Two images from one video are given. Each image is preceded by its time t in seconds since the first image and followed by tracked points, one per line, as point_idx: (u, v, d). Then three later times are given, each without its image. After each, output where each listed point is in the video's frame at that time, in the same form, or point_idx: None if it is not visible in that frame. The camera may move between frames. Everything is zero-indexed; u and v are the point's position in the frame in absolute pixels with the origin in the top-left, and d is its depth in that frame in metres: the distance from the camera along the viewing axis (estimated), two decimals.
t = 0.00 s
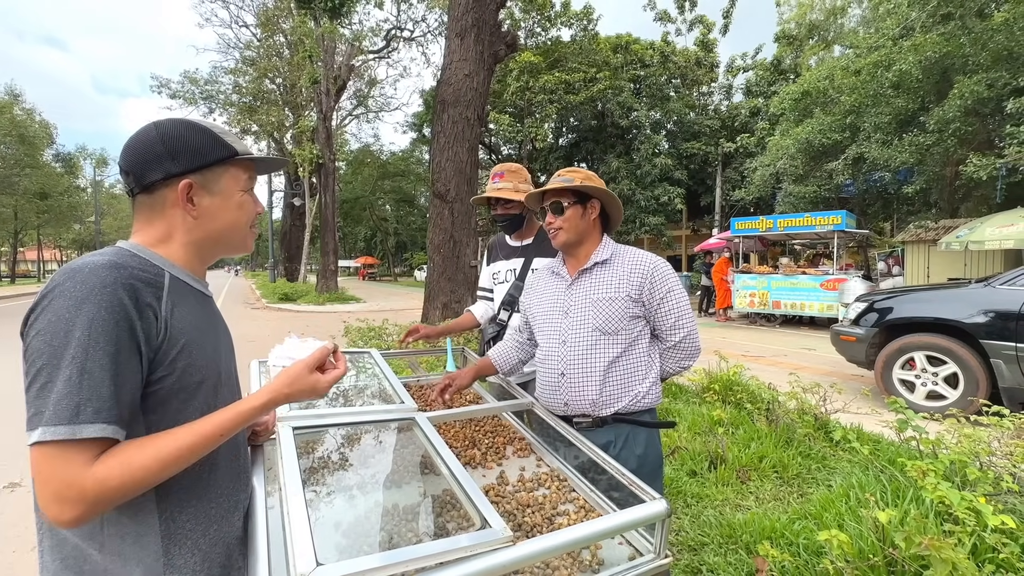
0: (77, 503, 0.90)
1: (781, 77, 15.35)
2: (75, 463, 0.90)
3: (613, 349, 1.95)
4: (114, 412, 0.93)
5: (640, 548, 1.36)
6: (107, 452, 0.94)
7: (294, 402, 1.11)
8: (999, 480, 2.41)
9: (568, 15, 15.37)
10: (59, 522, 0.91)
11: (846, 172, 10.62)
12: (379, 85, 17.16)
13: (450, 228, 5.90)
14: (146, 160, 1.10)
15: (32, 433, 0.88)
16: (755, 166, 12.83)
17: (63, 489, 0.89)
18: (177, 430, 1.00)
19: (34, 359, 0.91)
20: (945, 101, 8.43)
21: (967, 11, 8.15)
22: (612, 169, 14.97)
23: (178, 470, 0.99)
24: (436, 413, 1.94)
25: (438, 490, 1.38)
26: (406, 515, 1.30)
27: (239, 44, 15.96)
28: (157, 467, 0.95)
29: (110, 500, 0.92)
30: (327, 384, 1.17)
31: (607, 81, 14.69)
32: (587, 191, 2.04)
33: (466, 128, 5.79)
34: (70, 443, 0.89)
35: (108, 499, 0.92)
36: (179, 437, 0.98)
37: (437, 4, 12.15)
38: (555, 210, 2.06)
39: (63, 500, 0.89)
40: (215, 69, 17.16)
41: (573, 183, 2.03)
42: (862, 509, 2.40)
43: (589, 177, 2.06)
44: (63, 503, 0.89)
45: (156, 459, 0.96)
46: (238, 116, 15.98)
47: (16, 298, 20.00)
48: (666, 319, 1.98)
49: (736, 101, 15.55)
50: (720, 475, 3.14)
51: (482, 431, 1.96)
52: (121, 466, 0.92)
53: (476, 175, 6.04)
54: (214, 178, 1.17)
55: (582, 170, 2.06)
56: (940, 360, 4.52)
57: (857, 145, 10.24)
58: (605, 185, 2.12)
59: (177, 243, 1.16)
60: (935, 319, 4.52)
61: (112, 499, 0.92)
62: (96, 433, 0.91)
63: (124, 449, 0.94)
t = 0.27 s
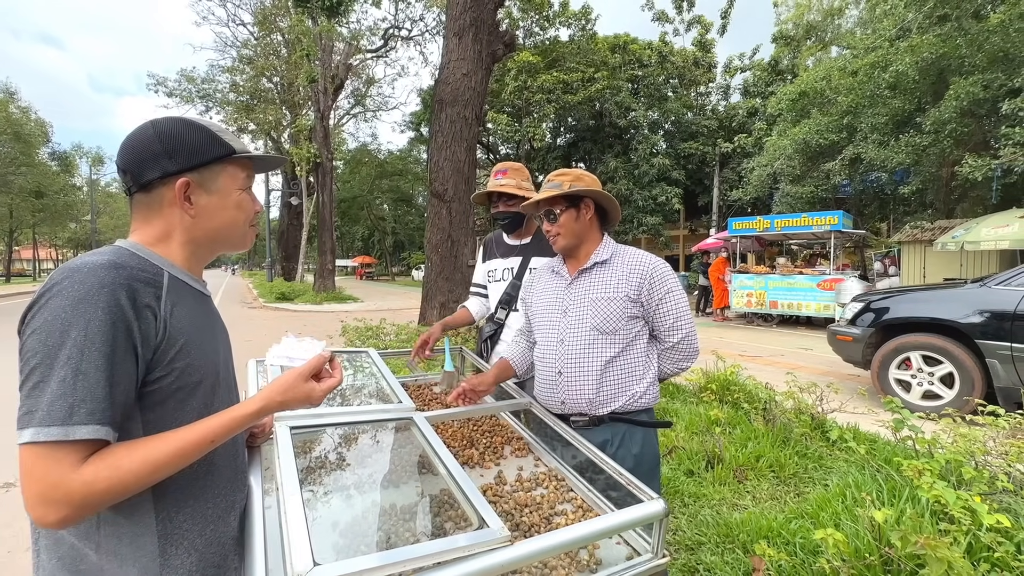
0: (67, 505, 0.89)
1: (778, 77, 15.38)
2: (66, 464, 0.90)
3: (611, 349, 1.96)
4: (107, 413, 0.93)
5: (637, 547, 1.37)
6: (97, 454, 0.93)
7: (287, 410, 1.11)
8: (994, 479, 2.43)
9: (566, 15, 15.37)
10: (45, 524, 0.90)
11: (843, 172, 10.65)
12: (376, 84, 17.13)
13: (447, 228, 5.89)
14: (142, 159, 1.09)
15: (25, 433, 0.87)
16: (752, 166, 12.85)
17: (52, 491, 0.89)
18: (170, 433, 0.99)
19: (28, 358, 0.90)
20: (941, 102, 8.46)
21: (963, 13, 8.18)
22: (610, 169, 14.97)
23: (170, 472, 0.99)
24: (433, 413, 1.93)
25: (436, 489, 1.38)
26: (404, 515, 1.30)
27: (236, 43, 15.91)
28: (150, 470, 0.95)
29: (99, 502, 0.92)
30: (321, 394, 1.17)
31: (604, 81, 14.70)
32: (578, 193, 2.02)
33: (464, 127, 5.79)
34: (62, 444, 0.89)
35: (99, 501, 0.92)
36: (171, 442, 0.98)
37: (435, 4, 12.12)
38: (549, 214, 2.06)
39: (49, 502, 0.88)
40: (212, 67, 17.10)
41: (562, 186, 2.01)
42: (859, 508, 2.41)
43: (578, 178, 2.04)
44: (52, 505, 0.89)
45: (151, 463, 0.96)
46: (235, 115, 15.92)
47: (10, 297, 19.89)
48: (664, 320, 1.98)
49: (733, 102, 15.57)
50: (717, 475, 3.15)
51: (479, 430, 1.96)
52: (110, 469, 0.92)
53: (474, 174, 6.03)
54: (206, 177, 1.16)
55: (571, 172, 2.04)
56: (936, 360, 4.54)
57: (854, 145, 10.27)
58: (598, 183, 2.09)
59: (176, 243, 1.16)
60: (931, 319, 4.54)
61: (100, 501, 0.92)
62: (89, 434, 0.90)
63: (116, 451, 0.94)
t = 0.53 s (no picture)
0: (61, 502, 0.89)
1: (775, 77, 15.41)
2: (62, 461, 0.89)
3: (611, 349, 1.96)
4: (103, 410, 0.92)
5: (634, 546, 1.37)
6: (92, 451, 0.93)
7: (284, 410, 1.11)
8: (988, 478, 2.44)
9: (564, 15, 15.37)
10: (38, 522, 0.90)
11: (839, 173, 10.68)
12: (374, 82, 17.09)
13: (445, 227, 5.88)
14: (140, 157, 1.09)
15: (20, 428, 0.87)
16: (749, 166, 12.87)
17: (46, 488, 0.88)
18: (165, 431, 0.99)
19: (25, 353, 0.90)
20: (937, 103, 8.50)
21: (960, 14, 8.22)
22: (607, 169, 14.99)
23: (166, 469, 0.99)
24: (431, 412, 1.93)
25: (433, 488, 1.39)
26: (401, 514, 1.30)
27: (233, 40, 15.85)
28: (146, 468, 0.95)
29: (93, 499, 0.91)
30: (318, 394, 1.17)
31: (602, 81, 14.72)
32: (572, 196, 2.01)
33: (462, 126, 5.78)
34: (58, 440, 0.89)
35: (94, 499, 0.91)
36: (168, 441, 0.98)
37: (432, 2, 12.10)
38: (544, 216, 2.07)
39: (41, 498, 0.88)
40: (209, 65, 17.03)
41: (556, 189, 2.01)
42: (854, 507, 2.42)
43: (571, 179, 2.02)
44: (46, 502, 0.89)
45: (147, 461, 0.95)
46: (231, 113, 15.86)
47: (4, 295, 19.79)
48: (664, 320, 1.99)
49: (731, 102, 15.61)
50: (713, 474, 3.16)
51: (477, 429, 1.96)
52: (103, 466, 0.91)
53: (472, 173, 6.03)
54: (203, 177, 1.15)
55: (564, 174, 2.03)
56: (931, 360, 4.57)
57: (850, 146, 10.30)
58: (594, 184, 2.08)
59: (173, 240, 1.16)
60: (926, 319, 4.56)
61: (94, 498, 0.91)
62: (85, 430, 0.90)
63: (110, 449, 0.94)
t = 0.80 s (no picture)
0: (55, 497, 0.88)
1: (773, 77, 15.44)
2: (55, 456, 0.88)
3: (608, 347, 1.96)
4: (98, 406, 0.92)
5: (632, 545, 1.37)
6: (87, 447, 0.92)
7: (281, 406, 1.10)
8: (983, 478, 2.45)
9: (562, 13, 15.35)
10: (31, 517, 0.89)
11: (836, 173, 10.71)
12: (371, 80, 17.04)
13: (443, 225, 5.87)
14: (137, 151, 1.08)
15: (16, 424, 0.86)
16: (747, 166, 12.89)
17: (39, 484, 0.87)
18: (162, 427, 0.98)
19: (20, 348, 0.90)
20: (934, 104, 8.53)
21: (956, 16, 8.25)
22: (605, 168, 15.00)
23: (162, 466, 0.98)
24: (427, 411, 1.93)
25: (430, 487, 1.38)
26: (398, 513, 1.29)
27: (230, 37, 15.78)
28: (142, 464, 0.95)
29: (87, 494, 0.90)
30: (316, 390, 1.16)
31: (600, 80, 14.73)
32: (573, 193, 2.01)
33: (460, 124, 5.77)
34: (51, 436, 0.88)
35: (89, 495, 0.91)
36: (164, 437, 0.97)
37: None
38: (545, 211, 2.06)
39: (36, 494, 0.87)
40: (205, 62, 16.95)
41: (557, 186, 2.00)
42: (850, 506, 2.43)
43: (571, 176, 2.02)
44: (40, 497, 0.88)
45: (143, 457, 0.95)
46: (228, 110, 15.80)
47: None
48: (662, 319, 1.98)
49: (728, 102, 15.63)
50: (710, 473, 3.17)
51: (474, 428, 1.96)
52: (101, 461, 0.90)
53: (470, 172, 6.02)
54: (200, 173, 1.15)
55: (565, 170, 2.02)
56: (927, 360, 4.59)
57: (847, 146, 10.33)
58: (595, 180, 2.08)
59: (171, 236, 1.15)
60: (922, 319, 4.58)
61: (88, 494, 0.90)
62: (81, 425, 0.89)
63: (106, 444, 0.93)
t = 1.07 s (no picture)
0: (55, 496, 0.87)
1: (770, 78, 15.48)
2: (54, 454, 0.87)
3: (608, 345, 1.95)
4: (97, 405, 0.91)
5: (630, 544, 1.37)
6: (83, 446, 0.91)
7: (281, 404, 1.09)
8: (979, 477, 2.46)
9: (560, 12, 15.35)
10: (31, 516, 0.88)
11: (833, 173, 10.75)
12: (369, 78, 16.99)
13: (440, 223, 5.86)
14: (139, 147, 1.07)
15: (13, 423, 0.85)
16: (744, 165, 12.91)
17: (38, 483, 0.86)
18: (161, 426, 0.97)
19: (18, 345, 0.89)
20: (930, 104, 8.56)
21: (953, 17, 8.28)
22: (602, 167, 15.02)
23: (162, 464, 0.97)
24: (425, 410, 1.92)
25: (427, 486, 1.37)
26: (395, 511, 1.29)
27: (226, 34, 15.71)
28: (142, 463, 0.94)
29: (87, 493, 0.90)
30: (317, 387, 1.14)
31: (598, 79, 14.75)
32: (578, 186, 2.02)
33: (457, 123, 5.76)
34: (49, 435, 0.87)
35: (90, 493, 0.90)
36: (164, 436, 0.96)
37: None
38: (548, 205, 2.06)
39: (36, 493, 0.87)
40: (202, 58, 16.88)
41: (563, 178, 2.01)
42: (846, 505, 2.43)
43: (578, 171, 2.04)
44: (38, 497, 0.87)
45: (143, 455, 0.94)
46: (224, 108, 15.75)
47: None
48: (661, 315, 1.98)
49: (726, 102, 15.66)
50: (707, 472, 3.17)
51: (472, 426, 1.95)
52: (95, 461, 0.89)
53: (467, 171, 6.02)
54: (205, 169, 1.14)
55: (572, 165, 2.04)
56: (922, 359, 4.60)
57: (844, 146, 10.36)
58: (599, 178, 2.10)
59: (169, 232, 1.14)
60: (918, 319, 4.59)
61: (88, 493, 0.90)
62: (80, 424, 0.89)
63: (106, 443, 0.92)
